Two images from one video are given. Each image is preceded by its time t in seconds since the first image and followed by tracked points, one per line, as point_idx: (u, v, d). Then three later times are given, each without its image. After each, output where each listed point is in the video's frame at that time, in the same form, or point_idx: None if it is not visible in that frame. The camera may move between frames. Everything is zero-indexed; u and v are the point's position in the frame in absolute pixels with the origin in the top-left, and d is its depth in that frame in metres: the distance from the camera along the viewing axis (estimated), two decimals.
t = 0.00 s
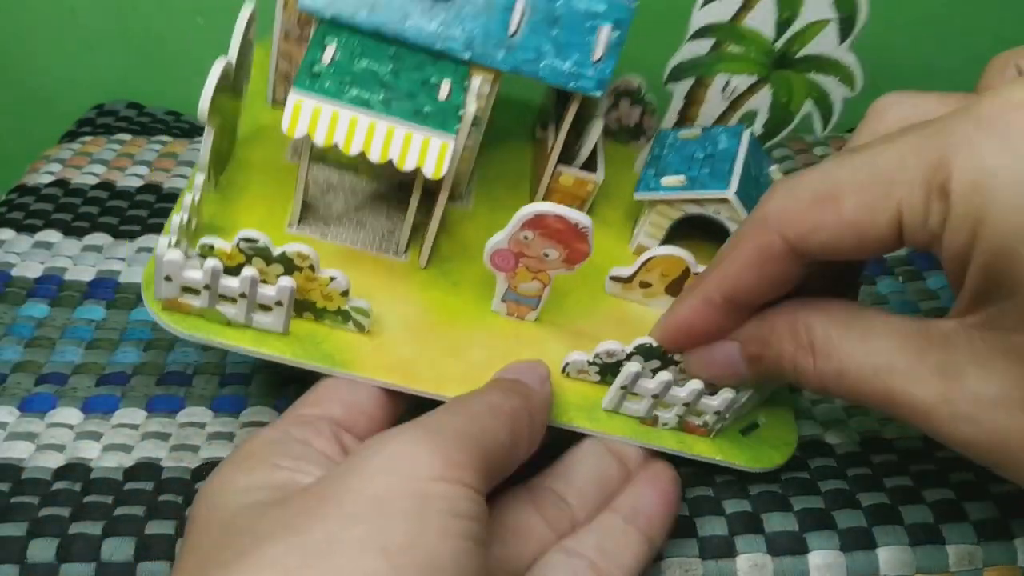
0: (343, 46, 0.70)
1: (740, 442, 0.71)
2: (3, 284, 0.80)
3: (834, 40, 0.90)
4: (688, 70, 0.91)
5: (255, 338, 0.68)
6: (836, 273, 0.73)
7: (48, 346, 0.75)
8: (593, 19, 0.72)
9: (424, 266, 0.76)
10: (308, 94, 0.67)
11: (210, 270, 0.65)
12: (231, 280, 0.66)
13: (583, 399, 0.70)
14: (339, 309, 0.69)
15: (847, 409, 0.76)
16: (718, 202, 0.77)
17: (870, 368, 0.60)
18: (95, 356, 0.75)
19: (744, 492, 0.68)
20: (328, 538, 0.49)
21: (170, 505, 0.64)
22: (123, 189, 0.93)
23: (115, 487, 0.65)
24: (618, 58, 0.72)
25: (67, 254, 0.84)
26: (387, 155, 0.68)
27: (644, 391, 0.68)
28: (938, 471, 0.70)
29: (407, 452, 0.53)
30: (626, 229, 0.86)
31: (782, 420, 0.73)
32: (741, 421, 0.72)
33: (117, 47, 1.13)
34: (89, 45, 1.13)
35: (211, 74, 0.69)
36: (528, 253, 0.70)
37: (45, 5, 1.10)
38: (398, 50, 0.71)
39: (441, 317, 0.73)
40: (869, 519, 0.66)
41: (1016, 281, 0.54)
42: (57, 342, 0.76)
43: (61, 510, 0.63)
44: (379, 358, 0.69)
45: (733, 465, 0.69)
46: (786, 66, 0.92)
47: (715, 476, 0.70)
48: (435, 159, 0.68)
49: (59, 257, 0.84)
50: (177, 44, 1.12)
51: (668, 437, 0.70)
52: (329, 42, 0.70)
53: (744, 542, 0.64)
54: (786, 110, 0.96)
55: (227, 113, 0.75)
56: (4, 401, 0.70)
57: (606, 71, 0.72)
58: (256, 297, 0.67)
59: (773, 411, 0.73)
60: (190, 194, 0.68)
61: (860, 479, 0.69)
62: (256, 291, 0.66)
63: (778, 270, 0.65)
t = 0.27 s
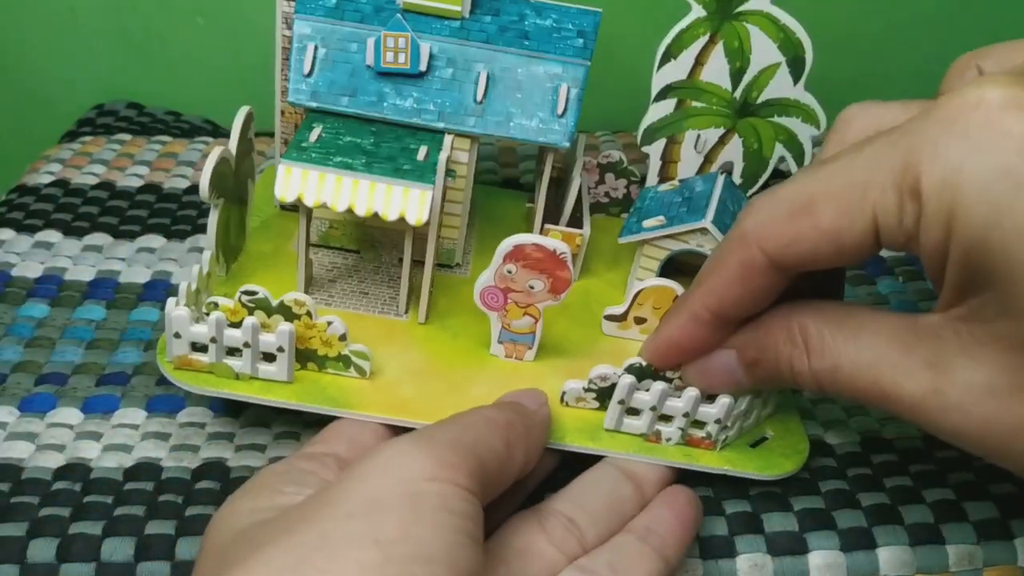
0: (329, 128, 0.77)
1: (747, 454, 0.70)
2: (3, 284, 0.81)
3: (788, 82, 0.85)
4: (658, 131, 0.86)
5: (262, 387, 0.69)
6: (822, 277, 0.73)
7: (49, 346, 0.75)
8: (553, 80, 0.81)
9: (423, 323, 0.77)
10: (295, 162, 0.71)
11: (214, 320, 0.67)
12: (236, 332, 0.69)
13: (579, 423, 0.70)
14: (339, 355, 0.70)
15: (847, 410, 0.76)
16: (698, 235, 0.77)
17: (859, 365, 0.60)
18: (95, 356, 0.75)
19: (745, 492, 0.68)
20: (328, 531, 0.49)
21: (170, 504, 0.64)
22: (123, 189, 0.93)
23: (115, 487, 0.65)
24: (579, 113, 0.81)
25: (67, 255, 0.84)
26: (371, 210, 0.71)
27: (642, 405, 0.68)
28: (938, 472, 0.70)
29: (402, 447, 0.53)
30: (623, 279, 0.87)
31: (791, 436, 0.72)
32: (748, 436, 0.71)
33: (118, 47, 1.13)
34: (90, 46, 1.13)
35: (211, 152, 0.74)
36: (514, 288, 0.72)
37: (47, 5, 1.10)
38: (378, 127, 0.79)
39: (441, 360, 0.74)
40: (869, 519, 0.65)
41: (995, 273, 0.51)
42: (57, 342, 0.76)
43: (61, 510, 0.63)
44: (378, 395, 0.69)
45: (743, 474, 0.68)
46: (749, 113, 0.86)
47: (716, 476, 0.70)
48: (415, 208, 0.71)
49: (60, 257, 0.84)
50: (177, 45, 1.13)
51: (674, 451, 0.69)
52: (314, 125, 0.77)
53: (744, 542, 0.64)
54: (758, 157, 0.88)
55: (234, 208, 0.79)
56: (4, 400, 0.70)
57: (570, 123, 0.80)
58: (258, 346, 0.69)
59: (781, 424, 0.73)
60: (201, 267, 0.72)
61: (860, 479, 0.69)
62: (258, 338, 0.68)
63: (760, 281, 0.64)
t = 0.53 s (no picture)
0: (329, 130, 0.78)
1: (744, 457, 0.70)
2: (2, 283, 0.81)
3: (785, 88, 0.85)
4: (657, 134, 0.87)
5: (260, 388, 0.69)
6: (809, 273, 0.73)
7: (49, 346, 0.75)
8: (551, 84, 0.81)
9: (421, 323, 0.77)
10: (293, 163, 0.71)
11: (212, 319, 0.67)
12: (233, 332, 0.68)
13: (575, 425, 0.70)
14: (336, 356, 0.70)
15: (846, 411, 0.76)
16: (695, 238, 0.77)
17: (852, 352, 0.59)
18: (95, 356, 0.75)
19: (745, 492, 0.68)
20: (323, 524, 0.48)
21: (170, 504, 0.64)
22: (123, 189, 0.93)
23: (115, 488, 0.65)
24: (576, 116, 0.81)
25: (67, 255, 0.84)
26: (370, 211, 0.71)
27: (637, 408, 0.68)
28: (939, 472, 0.70)
29: (398, 446, 0.53)
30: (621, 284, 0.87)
31: (785, 438, 0.71)
32: (744, 440, 0.71)
33: (118, 47, 1.13)
34: (89, 46, 1.13)
35: (211, 154, 0.74)
36: (511, 288, 0.72)
37: (46, 6, 1.10)
38: (377, 130, 0.79)
39: (439, 364, 0.74)
40: (869, 519, 0.65)
41: (981, 252, 0.50)
42: (58, 342, 0.76)
43: (61, 510, 0.63)
44: (375, 397, 0.69)
45: (737, 478, 0.68)
46: (747, 117, 0.86)
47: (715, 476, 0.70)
48: (413, 208, 0.71)
49: (60, 257, 0.84)
50: (177, 46, 1.12)
51: (669, 454, 0.69)
52: (314, 128, 0.77)
53: (745, 542, 0.64)
54: (757, 159, 0.88)
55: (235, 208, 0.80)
56: (3, 400, 0.70)
57: (567, 126, 0.80)
58: (256, 346, 0.68)
59: (777, 427, 0.73)
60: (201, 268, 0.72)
61: (860, 478, 0.69)
62: (255, 338, 0.68)
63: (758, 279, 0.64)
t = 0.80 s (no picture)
0: (312, 164, 0.76)
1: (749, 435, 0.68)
2: (3, 284, 0.81)
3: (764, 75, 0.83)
4: (644, 139, 0.86)
5: (257, 411, 0.68)
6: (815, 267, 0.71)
7: (49, 346, 0.75)
8: (523, 96, 0.78)
9: (420, 342, 0.76)
10: (276, 195, 0.71)
11: (206, 346, 0.67)
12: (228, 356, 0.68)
13: (572, 419, 0.69)
14: (330, 373, 0.69)
15: (846, 409, 0.74)
16: (684, 229, 0.76)
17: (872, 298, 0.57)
18: (95, 356, 0.75)
19: (745, 492, 0.67)
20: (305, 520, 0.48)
21: (169, 504, 0.63)
22: (123, 189, 0.93)
23: (115, 488, 0.65)
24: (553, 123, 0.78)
25: (67, 255, 0.84)
26: (350, 230, 0.70)
27: (630, 393, 0.67)
28: (939, 471, 0.68)
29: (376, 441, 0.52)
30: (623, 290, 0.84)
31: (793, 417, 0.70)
32: (751, 419, 0.70)
33: (117, 47, 1.14)
34: (89, 47, 1.14)
35: (199, 195, 0.73)
36: (497, 293, 0.71)
37: (48, 7, 1.11)
38: (360, 159, 0.77)
39: (434, 377, 0.72)
40: (869, 519, 0.64)
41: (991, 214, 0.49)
42: (57, 342, 0.76)
43: (61, 510, 0.63)
44: (370, 411, 0.68)
45: (746, 456, 0.66)
46: (730, 111, 0.84)
47: (715, 477, 0.69)
48: (392, 224, 0.70)
49: (60, 257, 0.84)
50: (176, 46, 1.13)
51: (671, 439, 0.68)
52: (298, 163, 0.76)
53: (744, 542, 0.63)
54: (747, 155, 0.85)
55: (232, 243, 0.79)
56: (3, 400, 0.70)
57: (544, 135, 0.77)
58: (251, 368, 0.68)
59: (785, 405, 0.71)
60: (200, 304, 0.73)
61: (860, 478, 0.67)
62: (248, 360, 0.67)
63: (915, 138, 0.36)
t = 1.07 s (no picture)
0: (311, 172, 0.76)
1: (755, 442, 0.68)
2: (3, 284, 0.81)
3: (764, 76, 0.83)
4: (644, 142, 0.85)
5: (262, 423, 0.68)
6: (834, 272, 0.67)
7: (48, 346, 0.75)
8: (523, 100, 0.78)
9: (423, 351, 0.75)
10: (277, 205, 0.71)
11: (208, 360, 0.66)
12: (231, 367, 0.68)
13: (577, 426, 0.69)
14: (334, 385, 0.69)
15: (846, 409, 0.73)
16: (686, 233, 0.76)
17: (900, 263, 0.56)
18: (95, 356, 0.75)
19: (744, 492, 0.67)
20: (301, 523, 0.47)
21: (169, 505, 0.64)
22: (123, 189, 0.93)
23: (115, 488, 0.64)
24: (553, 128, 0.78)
25: (67, 255, 0.85)
26: (352, 239, 0.70)
27: (635, 400, 0.67)
28: (939, 471, 0.68)
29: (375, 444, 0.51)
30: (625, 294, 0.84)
31: (798, 425, 0.69)
32: (756, 424, 0.70)
33: (116, 47, 1.13)
34: (88, 46, 1.14)
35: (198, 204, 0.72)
36: (501, 300, 0.71)
37: (47, 7, 1.11)
38: (359, 165, 0.77)
39: (440, 386, 0.72)
40: (869, 520, 0.64)
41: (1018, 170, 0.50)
42: (57, 342, 0.76)
43: (61, 510, 0.63)
44: (377, 421, 0.68)
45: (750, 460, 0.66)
46: (729, 112, 0.84)
47: (715, 477, 0.69)
48: (395, 232, 0.70)
49: (60, 257, 0.84)
50: (175, 45, 1.12)
51: (677, 446, 0.67)
52: (297, 171, 0.76)
53: (744, 542, 0.63)
54: (747, 155, 0.86)
55: (233, 252, 0.78)
56: (4, 401, 0.70)
57: (545, 139, 0.77)
58: (252, 381, 0.67)
59: (791, 409, 0.71)
60: (200, 315, 0.73)
61: (860, 478, 0.67)
62: (251, 373, 0.67)
63: None
